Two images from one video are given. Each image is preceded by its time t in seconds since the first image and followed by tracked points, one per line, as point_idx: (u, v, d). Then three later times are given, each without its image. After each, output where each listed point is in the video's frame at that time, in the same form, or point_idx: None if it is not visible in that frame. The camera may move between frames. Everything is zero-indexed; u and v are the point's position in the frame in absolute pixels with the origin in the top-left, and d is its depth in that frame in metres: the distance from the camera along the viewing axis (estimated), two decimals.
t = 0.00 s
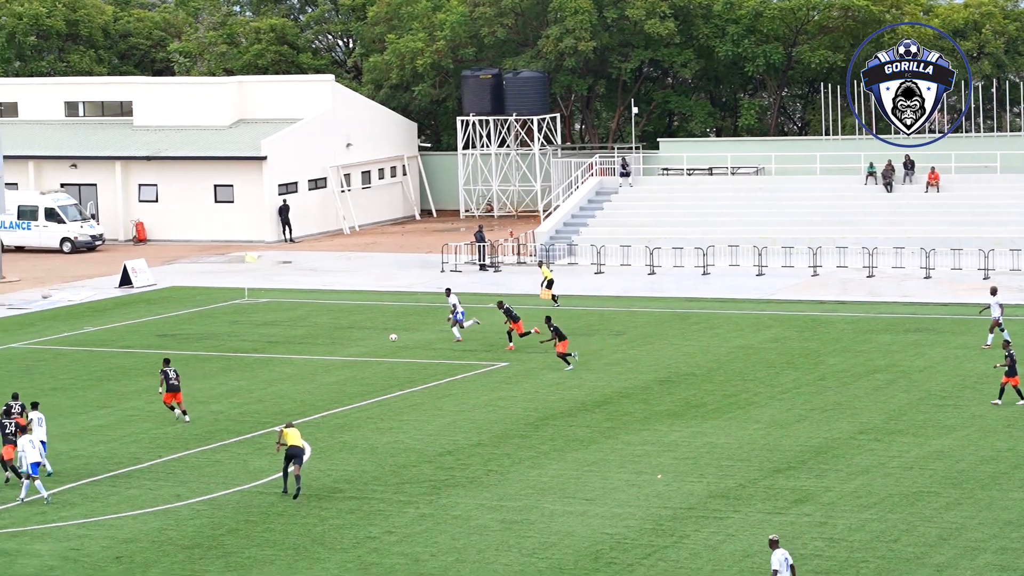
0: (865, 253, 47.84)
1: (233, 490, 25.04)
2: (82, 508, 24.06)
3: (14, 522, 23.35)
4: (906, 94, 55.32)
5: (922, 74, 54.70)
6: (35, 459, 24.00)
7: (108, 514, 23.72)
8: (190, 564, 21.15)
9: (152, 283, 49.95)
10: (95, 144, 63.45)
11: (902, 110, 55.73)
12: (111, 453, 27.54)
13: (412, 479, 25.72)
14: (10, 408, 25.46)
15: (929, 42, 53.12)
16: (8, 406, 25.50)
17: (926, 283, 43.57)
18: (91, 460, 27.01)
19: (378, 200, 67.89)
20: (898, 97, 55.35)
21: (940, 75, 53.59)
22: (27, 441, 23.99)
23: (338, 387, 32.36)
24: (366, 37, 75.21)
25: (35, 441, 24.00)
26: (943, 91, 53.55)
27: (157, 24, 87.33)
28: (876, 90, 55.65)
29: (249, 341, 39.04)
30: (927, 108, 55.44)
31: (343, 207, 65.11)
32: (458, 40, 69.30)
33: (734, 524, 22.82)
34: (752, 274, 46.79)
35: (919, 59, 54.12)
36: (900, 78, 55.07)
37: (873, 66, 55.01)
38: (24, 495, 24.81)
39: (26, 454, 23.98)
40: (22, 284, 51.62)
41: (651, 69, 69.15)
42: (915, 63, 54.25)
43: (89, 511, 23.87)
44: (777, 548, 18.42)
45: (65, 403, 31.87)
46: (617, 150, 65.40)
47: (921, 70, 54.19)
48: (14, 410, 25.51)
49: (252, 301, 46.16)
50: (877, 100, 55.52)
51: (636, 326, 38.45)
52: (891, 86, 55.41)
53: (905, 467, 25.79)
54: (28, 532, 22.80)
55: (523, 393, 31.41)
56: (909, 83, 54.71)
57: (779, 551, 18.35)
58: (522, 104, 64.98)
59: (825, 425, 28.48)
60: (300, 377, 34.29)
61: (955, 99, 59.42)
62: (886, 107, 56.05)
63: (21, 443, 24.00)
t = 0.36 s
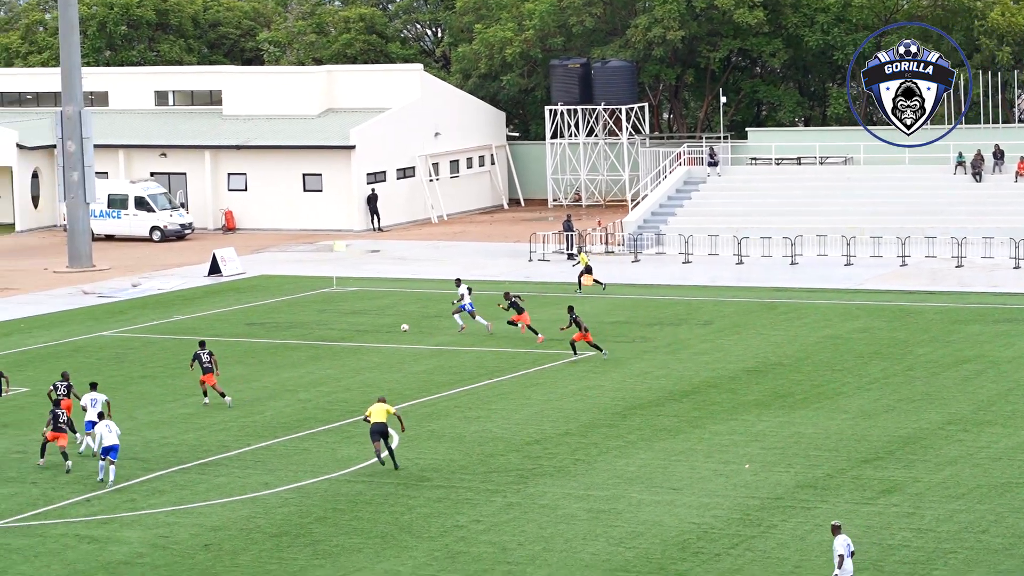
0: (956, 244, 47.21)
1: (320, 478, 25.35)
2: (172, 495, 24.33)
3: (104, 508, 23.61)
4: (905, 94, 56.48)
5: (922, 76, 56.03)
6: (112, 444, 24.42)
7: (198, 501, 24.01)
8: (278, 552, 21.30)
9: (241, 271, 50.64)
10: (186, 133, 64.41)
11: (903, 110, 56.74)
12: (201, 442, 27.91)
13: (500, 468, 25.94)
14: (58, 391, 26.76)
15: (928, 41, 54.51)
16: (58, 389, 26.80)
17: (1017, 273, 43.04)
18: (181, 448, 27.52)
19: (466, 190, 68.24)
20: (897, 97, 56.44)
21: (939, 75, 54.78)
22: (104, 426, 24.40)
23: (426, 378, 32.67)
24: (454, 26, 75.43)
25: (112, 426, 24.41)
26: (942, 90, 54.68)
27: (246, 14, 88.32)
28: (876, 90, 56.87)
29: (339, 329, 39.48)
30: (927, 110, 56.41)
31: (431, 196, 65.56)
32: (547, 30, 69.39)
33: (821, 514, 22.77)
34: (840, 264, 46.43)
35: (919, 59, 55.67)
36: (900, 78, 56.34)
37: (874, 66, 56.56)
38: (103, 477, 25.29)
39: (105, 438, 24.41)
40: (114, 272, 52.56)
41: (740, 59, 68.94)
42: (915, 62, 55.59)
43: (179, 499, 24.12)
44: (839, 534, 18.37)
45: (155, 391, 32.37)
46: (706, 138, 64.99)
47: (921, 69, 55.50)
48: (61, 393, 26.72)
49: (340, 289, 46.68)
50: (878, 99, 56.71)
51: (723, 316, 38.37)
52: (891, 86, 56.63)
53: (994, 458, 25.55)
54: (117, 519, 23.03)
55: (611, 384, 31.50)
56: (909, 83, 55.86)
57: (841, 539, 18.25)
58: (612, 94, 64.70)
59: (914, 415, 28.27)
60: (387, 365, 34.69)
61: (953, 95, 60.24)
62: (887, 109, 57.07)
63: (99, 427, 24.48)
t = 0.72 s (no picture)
0: None
1: (430, 473, 25.75)
2: (284, 490, 24.79)
3: (216, 503, 24.10)
4: (904, 94, 58.62)
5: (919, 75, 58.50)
6: (219, 435, 24.95)
7: (311, 495, 24.47)
8: (388, 548, 21.66)
9: (351, 266, 51.38)
10: (298, 128, 65.33)
11: (902, 110, 58.90)
12: (312, 436, 28.42)
13: (610, 464, 26.13)
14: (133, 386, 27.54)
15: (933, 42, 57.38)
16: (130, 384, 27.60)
17: None
18: (295, 442, 28.09)
19: (577, 185, 68.45)
20: (897, 97, 58.47)
21: (940, 74, 57.99)
22: (210, 418, 24.94)
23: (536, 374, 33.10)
24: (565, 22, 75.68)
25: (217, 416, 24.92)
26: (943, 87, 57.93)
27: (357, 9, 89.59)
28: (877, 91, 58.68)
29: (452, 324, 40.01)
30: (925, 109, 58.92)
31: (542, 191, 65.88)
32: (658, 25, 69.44)
33: (933, 511, 22.62)
34: (951, 260, 45.94)
35: (919, 59, 58.32)
36: (900, 78, 58.33)
37: (875, 66, 58.43)
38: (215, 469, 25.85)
39: (211, 430, 24.95)
40: (226, 267, 53.55)
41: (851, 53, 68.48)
42: (915, 62, 58.13)
43: (289, 493, 24.58)
44: (923, 533, 18.18)
45: (268, 387, 33.00)
46: (816, 134, 64.58)
47: (921, 69, 58.14)
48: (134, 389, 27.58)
49: (452, 284, 47.13)
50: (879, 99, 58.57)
51: (834, 312, 38.15)
52: (891, 86, 58.55)
53: None
54: (229, 513, 23.51)
55: (720, 380, 31.55)
56: (910, 83, 58.18)
57: (926, 536, 18.10)
58: (721, 90, 64.49)
59: None
60: (497, 360, 35.10)
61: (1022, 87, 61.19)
62: (886, 108, 59.00)
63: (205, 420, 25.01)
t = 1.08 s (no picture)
0: None
1: (574, 473, 26.14)
2: (428, 488, 25.25)
3: (361, 501, 24.51)
4: (905, 94, 56.67)
5: (920, 74, 55.82)
6: (363, 430, 25.48)
7: (456, 493, 24.94)
8: (532, 546, 22.00)
9: (496, 266, 52.07)
10: (443, 128, 66.31)
11: (902, 109, 57.35)
12: (456, 435, 28.99)
13: (754, 464, 26.29)
14: (263, 375, 29.40)
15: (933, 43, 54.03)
16: (262, 374, 29.48)
17: None
18: (440, 440, 28.69)
19: (721, 185, 68.30)
20: (898, 97, 56.56)
21: (939, 75, 54.64)
22: (354, 414, 25.46)
23: (678, 375, 33.41)
24: (710, 22, 75.54)
25: (360, 413, 25.43)
26: (943, 91, 54.63)
27: (502, 9, 90.45)
28: (877, 90, 56.63)
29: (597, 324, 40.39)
30: (925, 108, 57.33)
31: (687, 191, 65.94)
32: (803, 25, 68.96)
33: None
34: None
35: (919, 58, 55.33)
36: (900, 78, 56.12)
37: (874, 66, 56.02)
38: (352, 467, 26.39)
39: (354, 425, 25.48)
40: (372, 265, 54.60)
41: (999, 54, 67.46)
42: (915, 62, 55.26)
43: (433, 492, 24.98)
44: None
45: (411, 387, 33.60)
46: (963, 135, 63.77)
47: (922, 70, 55.38)
48: (265, 379, 29.38)
49: (598, 284, 47.48)
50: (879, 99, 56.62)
51: (980, 312, 37.75)
52: (891, 86, 56.59)
53: None
54: (374, 511, 23.90)
55: (863, 380, 31.49)
56: (909, 83, 55.92)
57: None
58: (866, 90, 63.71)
59: None
60: (639, 360, 35.38)
61: None
62: (886, 106, 57.22)
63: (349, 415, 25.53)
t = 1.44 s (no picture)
0: None
1: (698, 473, 26.39)
2: (551, 487, 25.58)
3: (484, 500, 24.84)
4: (907, 93, 62.09)
5: (920, 75, 61.31)
6: (482, 429, 26.09)
7: (579, 493, 25.22)
8: (656, 546, 22.19)
9: (620, 265, 52.43)
10: (568, 128, 66.83)
11: (902, 108, 63.20)
12: (580, 435, 29.45)
13: (878, 465, 26.39)
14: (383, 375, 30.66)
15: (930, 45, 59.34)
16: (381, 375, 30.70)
17: None
18: (563, 440, 29.13)
19: (847, 184, 67.90)
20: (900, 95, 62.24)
21: (939, 75, 59.72)
22: (473, 413, 26.08)
23: (803, 375, 33.55)
24: (835, 20, 75.22)
25: (479, 411, 26.04)
26: (941, 89, 59.72)
27: (628, 8, 91.05)
28: (878, 90, 62.57)
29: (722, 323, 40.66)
30: (925, 108, 63.12)
31: (812, 191, 65.75)
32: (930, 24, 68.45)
33: None
34: None
35: (918, 59, 60.32)
36: (900, 78, 61.72)
37: (875, 66, 61.44)
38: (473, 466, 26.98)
39: (474, 424, 26.09)
40: (497, 265, 55.30)
41: None
42: (914, 63, 60.38)
43: (556, 491, 25.29)
44: None
45: (532, 387, 34.09)
46: None
47: (921, 69, 60.48)
48: (387, 379, 30.60)
49: (722, 284, 47.66)
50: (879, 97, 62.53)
51: None
52: (890, 86, 62.28)
53: None
54: (498, 510, 24.22)
55: (989, 381, 31.43)
56: (909, 83, 61.48)
57: None
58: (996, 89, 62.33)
59: None
60: (763, 360, 35.61)
61: None
62: (886, 105, 63.26)
63: (467, 413, 26.17)
